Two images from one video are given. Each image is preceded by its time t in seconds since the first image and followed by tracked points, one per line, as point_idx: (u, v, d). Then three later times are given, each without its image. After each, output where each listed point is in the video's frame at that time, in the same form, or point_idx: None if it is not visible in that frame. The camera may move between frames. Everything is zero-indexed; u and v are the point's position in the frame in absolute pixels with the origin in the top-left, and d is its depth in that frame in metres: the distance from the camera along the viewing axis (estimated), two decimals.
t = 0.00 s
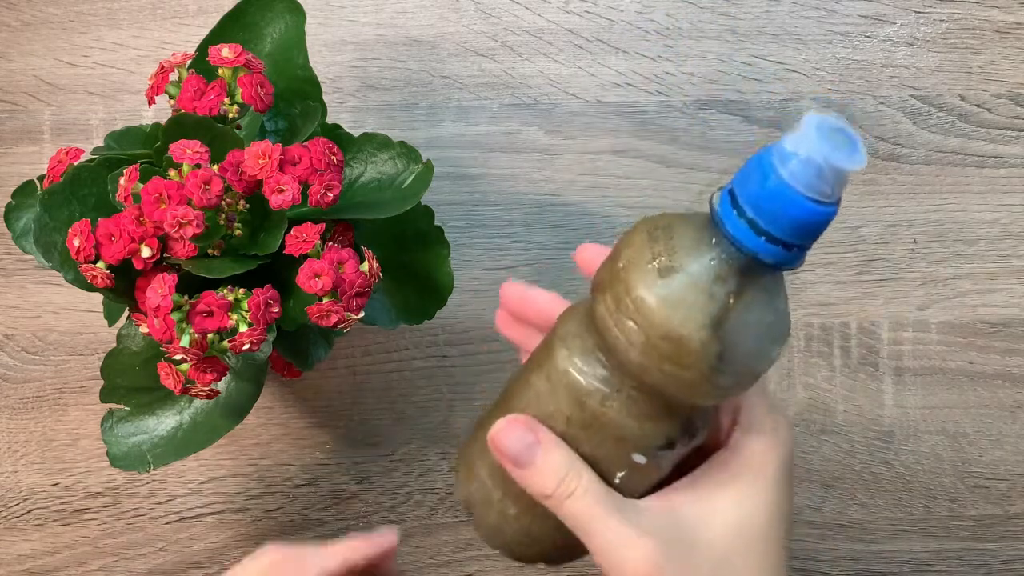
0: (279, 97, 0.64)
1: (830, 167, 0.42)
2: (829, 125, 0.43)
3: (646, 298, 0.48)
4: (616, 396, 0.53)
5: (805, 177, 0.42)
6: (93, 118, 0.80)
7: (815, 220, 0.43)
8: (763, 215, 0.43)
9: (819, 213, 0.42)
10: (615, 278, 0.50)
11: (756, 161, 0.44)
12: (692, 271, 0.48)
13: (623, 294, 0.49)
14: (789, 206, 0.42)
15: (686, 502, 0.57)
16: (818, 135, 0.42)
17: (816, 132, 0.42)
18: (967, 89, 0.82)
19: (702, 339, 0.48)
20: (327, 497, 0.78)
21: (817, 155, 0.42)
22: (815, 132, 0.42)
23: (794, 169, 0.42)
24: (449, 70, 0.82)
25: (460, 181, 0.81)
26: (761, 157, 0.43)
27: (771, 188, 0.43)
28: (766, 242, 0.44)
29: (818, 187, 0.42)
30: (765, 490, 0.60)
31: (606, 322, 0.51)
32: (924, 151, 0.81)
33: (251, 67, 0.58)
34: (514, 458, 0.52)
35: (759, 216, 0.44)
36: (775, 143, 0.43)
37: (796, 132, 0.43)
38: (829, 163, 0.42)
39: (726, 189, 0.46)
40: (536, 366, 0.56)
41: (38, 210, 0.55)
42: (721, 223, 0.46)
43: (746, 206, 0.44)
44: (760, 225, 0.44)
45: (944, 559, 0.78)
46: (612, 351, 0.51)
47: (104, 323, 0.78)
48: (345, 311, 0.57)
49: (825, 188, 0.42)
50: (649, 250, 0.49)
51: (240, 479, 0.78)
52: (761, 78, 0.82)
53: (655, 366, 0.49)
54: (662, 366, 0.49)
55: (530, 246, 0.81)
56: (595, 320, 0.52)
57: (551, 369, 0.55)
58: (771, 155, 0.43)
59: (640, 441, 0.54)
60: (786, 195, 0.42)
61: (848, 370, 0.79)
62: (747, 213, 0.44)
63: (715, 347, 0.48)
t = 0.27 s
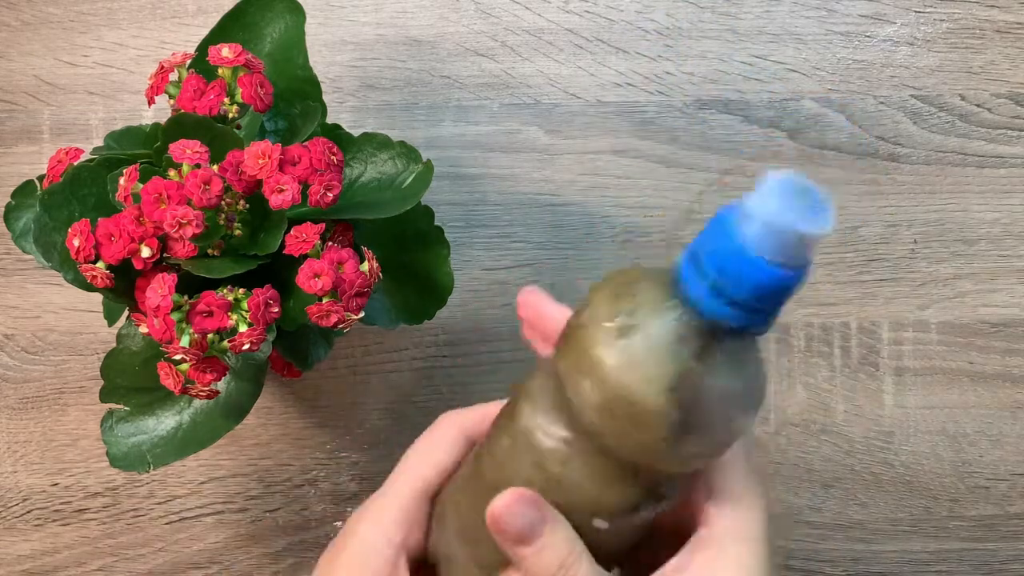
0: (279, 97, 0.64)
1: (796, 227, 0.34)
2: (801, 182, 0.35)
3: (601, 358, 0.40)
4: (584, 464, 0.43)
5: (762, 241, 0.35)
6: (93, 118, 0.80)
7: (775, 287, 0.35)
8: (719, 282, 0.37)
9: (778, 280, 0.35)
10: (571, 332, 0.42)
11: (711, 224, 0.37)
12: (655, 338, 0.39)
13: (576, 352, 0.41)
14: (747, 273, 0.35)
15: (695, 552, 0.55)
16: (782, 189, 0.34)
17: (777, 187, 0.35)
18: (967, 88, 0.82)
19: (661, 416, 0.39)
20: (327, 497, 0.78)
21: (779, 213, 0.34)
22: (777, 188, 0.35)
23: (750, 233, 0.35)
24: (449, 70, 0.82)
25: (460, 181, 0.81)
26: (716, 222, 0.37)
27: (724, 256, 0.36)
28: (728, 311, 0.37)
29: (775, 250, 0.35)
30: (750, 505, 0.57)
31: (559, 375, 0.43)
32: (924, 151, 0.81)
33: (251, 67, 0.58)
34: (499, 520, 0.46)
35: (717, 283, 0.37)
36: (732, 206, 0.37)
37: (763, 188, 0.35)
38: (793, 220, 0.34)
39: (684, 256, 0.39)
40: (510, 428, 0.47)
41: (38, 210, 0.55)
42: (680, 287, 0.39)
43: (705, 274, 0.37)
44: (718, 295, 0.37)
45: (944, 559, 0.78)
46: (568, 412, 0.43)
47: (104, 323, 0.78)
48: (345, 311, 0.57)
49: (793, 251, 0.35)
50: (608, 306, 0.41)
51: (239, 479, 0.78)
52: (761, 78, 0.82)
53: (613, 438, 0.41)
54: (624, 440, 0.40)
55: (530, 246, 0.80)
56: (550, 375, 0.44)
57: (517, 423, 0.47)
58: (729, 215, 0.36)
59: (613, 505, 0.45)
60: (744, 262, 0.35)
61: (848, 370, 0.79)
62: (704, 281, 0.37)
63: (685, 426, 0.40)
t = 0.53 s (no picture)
0: (279, 97, 0.63)
1: (703, 204, 0.38)
2: (690, 160, 0.39)
3: (545, 348, 0.45)
4: (549, 457, 0.47)
5: (678, 223, 0.38)
6: (93, 118, 0.80)
7: (707, 263, 0.38)
8: (651, 272, 0.39)
9: (706, 256, 0.38)
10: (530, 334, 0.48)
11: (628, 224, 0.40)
12: (591, 328, 0.44)
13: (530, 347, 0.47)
14: (671, 254, 0.38)
15: None
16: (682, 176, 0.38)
17: (675, 175, 0.38)
18: (967, 88, 0.82)
19: (594, 394, 0.43)
20: (327, 497, 0.78)
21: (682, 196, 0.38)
22: (676, 175, 0.38)
23: (665, 219, 0.38)
24: (449, 70, 0.82)
25: (460, 181, 0.81)
26: (630, 219, 0.40)
27: (649, 245, 0.39)
28: (666, 294, 0.39)
29: (693, 229, 0.38)
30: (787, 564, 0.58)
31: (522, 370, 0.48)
32: (924, 151, 0.81)
33: (251, 67, 0.58)
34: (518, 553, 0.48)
35: (649, 274, 0.39)
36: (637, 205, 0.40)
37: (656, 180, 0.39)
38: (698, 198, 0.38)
39: (610, 262, 0.42)
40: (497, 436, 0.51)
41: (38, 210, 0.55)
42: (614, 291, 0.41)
43: (634, 268, 0.40)
44: (651, 284, 0.39)
45: (943, 559, 0.78)
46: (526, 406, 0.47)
47: (104, 323, 0.78)
48: (345, 311, 0.56)
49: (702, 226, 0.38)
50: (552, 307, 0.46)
51: (239, 479, 0.78)
52: (761, 78, 0.82)
53: (555, 421, 0.45)
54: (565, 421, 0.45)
55: (530, 246, 0.80)
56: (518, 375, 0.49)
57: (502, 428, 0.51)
58: (641, 210, 0.39)
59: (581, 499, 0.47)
60: (665, 242, 0.38)
61: (848, 370, 0.79)
62: (636, 276, 0.40)
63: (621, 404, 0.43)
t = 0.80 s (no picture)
0: (279, 97, 0.63)
1: (718, 231, 0.35)
2: (712, 183, 0.37)
3: (557, 371, 0.44)
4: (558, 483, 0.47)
5: (691, 249, 0.36)
6: (92, 118, 0.80)
7: (721, 294, 0.36)
8: (662, 300, 0.37)
9: (720, 286, 0.36)
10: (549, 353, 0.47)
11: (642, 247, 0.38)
12: (603, 354, 0.43)
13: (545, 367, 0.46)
14: (684, 283, 0.36)
15: None
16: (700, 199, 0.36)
17: (692, 198, 0.36)
18: (967, 88, 0.82)
19: (600, 423, 0.42)
20: (327, 497, 0.78)
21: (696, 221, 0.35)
22: (692, 198, 0.36)
23: (679, 245, 0.36)
24: (448, 70, 0.82)
25: (460, 181, 0.81)
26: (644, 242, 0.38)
27: (660, 271, 0.37)
28: (677, 324, 0.37)
29: (710, 257, 0.36)
30: None
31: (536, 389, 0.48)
32: (924, 151, 0.81)
33: (251, 67, 0.58)
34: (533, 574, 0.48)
35: (659, 302, 0.37)
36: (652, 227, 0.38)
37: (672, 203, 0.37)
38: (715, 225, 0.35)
39: (625, 284, 0.40)
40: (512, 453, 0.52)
41: (38, 210, 0.55)
42: (627, 315, 0.40)
43: (644, 294, 0.38)
44: (661, 312, 0.38)
45: (944, 559, 0.78)
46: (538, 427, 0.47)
47: (104, 323, 0.78)
48: (345, 311, 0.56)
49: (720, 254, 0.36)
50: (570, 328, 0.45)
51: (240, 479, 0.78)
52: (761, 78, 0.82)
53: (561, 446, 0.44)
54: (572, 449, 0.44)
55: (530, 246, 0.80)
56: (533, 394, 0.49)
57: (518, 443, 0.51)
58: (655, 233, 0.38)
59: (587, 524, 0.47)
60: (676, 269, 0.36)
61: (848, 370, 0.79)
62: (646, 302, 0.38)
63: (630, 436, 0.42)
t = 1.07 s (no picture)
0: (279, 97, 0.63)
1: (731, 227, 0.34)
2: (726, 176, 0.35)
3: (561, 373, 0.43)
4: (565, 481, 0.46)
5: (702, 246, 0.35)
6: (92, 118, 0.80)
7: (731, 291, 0.35)
8: (671, 296, 0.36)
9: (730, 284, 0.35)
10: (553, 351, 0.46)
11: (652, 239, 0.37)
12: (609, 354, 0.42)
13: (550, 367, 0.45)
14: (693, 280, 0.35)
15: None
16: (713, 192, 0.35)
17: (704, 191, 0.35)
18: (967, 88, 0.82)
19: (610, 424, 0.42)
20: (327, 497, 0.78)
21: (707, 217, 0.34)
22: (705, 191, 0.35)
23: (688, 240, 0.35)
24: (448, 70, 0.82)
25: (459, 180, 0.81)
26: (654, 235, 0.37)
27: (669, 266, 0.36)
28: (686, 321, 0.36)
29: (721, 254, 0.35)
30: None
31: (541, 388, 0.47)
32: (924, 151, 0.81)
33: (251, 67, 0.58)
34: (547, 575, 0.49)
35: (667, 298, 0.36)
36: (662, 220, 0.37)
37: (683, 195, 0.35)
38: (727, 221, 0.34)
39: (633, 280, 0.39)
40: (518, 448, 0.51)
41: (38, 210, 0.55)
42: (633, 310, 0.39)
43: (652, 289, 0.37)
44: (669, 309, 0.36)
45: (945, 560, 0.78)
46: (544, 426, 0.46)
47: (104, 323, 0.78)
48: (345, 311, 0.56)
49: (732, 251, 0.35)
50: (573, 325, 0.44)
51: (240, 479, 0.78)
52: (761, 78, 0.82)
53: (570, 445, 0.44)
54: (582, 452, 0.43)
55: (530, 246, 0.80)
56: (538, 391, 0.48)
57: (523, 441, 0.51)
58: (665, 227, 0.36)
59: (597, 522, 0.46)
60: (686, 266, 0.35)
61: (848, 370, 0.79)
62: (654, 298, 0.37)
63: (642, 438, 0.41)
